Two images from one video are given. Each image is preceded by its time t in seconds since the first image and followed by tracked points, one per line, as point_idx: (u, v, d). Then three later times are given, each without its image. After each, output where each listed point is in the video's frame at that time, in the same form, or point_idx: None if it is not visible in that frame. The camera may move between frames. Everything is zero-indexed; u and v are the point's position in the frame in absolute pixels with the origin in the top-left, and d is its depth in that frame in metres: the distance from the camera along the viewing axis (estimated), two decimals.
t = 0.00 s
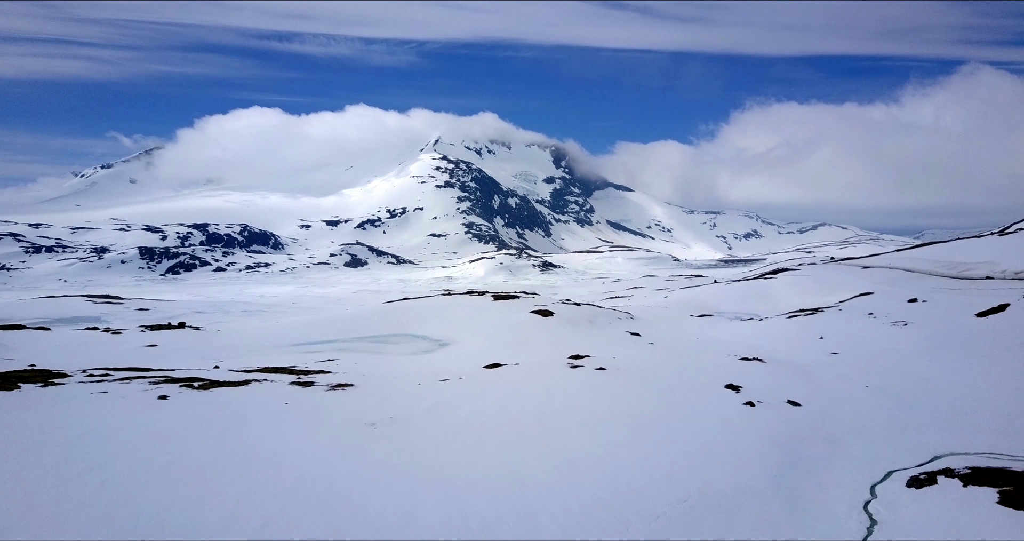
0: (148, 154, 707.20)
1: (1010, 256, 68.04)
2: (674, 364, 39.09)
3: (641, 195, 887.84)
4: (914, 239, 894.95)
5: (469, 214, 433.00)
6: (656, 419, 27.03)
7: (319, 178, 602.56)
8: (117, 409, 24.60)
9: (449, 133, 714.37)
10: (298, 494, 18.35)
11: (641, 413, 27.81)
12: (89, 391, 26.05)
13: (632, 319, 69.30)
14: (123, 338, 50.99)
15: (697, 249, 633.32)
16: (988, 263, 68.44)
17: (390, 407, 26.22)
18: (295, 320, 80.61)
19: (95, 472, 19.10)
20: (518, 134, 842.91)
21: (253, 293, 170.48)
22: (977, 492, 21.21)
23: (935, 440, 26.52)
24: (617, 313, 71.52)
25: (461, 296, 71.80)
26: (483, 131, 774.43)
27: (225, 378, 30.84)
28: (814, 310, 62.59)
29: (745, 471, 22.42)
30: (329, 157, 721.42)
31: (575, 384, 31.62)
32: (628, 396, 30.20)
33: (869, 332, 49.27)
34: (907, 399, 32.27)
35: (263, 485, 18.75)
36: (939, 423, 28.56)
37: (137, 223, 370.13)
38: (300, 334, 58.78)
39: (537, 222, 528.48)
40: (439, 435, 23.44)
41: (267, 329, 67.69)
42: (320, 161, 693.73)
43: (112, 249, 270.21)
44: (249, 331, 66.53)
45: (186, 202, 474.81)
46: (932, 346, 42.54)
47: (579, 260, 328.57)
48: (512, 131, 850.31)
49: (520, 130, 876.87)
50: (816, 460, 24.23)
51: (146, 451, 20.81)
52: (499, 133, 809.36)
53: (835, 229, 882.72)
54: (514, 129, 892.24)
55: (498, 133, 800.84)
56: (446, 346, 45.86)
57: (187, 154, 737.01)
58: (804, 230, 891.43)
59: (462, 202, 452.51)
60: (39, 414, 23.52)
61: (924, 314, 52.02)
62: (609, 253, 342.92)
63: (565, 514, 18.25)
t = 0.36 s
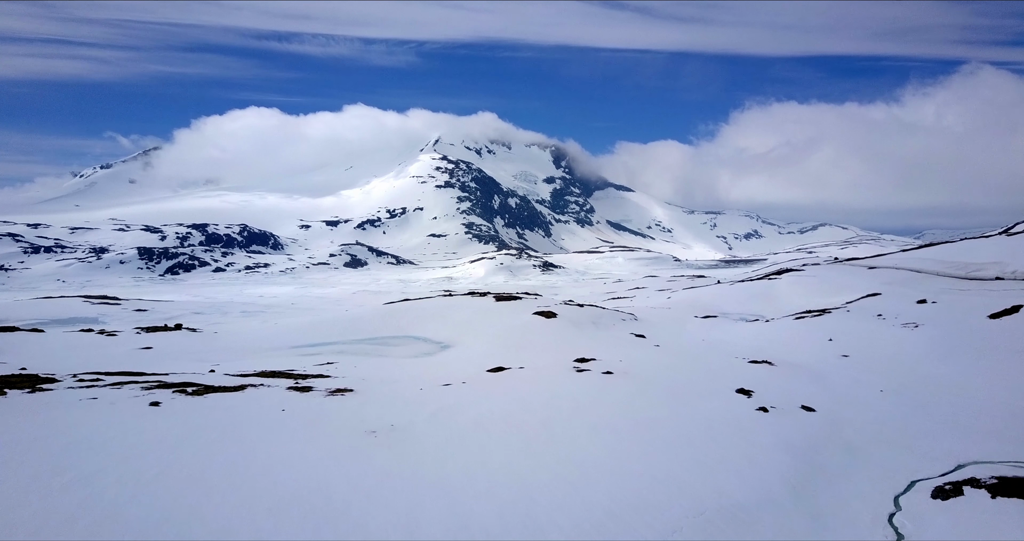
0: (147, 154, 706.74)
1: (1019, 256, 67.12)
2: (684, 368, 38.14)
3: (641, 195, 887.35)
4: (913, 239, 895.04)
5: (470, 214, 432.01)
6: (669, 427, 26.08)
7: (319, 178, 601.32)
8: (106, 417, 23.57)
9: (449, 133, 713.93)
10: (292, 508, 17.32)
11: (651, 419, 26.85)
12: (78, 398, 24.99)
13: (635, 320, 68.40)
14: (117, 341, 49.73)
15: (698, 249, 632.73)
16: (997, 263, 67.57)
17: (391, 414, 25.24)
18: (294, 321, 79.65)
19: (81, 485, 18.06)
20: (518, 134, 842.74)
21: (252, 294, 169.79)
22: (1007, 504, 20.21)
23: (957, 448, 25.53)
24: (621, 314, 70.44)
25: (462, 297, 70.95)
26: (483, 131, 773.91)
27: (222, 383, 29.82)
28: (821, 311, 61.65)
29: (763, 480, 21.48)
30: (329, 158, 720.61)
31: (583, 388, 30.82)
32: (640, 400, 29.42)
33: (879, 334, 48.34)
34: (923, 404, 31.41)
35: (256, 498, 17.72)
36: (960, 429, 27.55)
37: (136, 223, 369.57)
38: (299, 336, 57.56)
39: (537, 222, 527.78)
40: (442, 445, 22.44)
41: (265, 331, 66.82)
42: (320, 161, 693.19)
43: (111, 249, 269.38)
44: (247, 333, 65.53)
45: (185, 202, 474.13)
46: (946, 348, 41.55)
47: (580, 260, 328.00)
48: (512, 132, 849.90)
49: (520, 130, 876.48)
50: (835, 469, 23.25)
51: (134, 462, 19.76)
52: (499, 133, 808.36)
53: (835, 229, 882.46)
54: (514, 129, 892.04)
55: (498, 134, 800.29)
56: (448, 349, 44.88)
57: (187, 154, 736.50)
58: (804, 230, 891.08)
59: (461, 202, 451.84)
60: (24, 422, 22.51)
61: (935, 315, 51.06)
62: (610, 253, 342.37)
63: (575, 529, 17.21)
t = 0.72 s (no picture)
0: (147, 153, 705.81)
1: None
2: (693, 371, 37.24)
3: (642, 195, 887.11)
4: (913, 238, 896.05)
5: (470, 214, 431.15)
6: (681, 433, 25.22)
7: (319, 178, 600.41)
8: (96, 424, 22.49)
9: (449, 133, 713.43)
10: (291, 523, 16.34)
11: (663, 426, 25.92)
12: (66, 404, 23.91)
13: (640, 321, 67.47)
14: (112, 343, 48.78)
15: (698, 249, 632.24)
16: (1007, 265, 66.64)
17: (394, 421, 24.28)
18: (293, 322, 78.77)
19: (65, 500, 17.00)
20: (518, 134, 842.24)
21: (252, 294, 168.88)
22: None
23: (981, 457, 24.66)
24: (625, 315, 69.42)
25: (464, 298, 69.98)
26: (483, 131, 773.36)
27: (217, 387, 28.77)
28: (829, 312, 60.72)
29: (784, 491, 20.55)
30: (329, 158, 719.85)
31: (591, 392, 29.96)
32: (650, 405, 28.57)
33: (890, 336, 47.43)
34: (942, 410, 30.51)
35: (252, 512, 16.76)
36: (983, 436, 26.69)
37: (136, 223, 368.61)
38: (297, 338, 56.61)
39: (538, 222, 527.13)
40: (447, 454, 21.46)
41: (263, 332, 65.70)
42: (320, 161, 692.52)
43: (110, 249, 268.29)
44: (245, 334, 64.57)
45: (185, 202, 473.24)
46: (961, 350, 40.63)
47: (580, 260, 327.24)
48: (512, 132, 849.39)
49: (520, 130, 876.14)
50: (857, 480, 22.29)
51: (124, 474, 18.69)
52: (499, 133, 807.77)
53: (835, 229, 882.59)
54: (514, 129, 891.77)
55: (498, 134, 799.63)
56: (450, 351, 43.89)
57: (186, 154, 735.63)
58: (805, 230, 891.16)
59: (462, 202, 451.03)
60: (8, 431, 21.38)
61: (946, 316, 50.19)
62: (610, 253, 341.77)
63: None
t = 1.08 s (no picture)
0: (146, 153, 704.97)
1: None
2: (702, 374, 36.43)
3: (642, 195, 885.86)
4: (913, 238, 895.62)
5: (470, 214, 430.27)
6: (695, 440, 24.37)
7: (319, 178, 599.40)
8: (85, 432, 21.53)
9: (450, 133, 712.76)
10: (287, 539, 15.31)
11: (676, 433, 24.92)
12: (55, 412, 22.94)
13: (644, 322, 66.54)
14: (106, 345, 47.78)
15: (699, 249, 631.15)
16: (1017, 266, 65.70)
17: (397, 427, 23.35)
18: (293, 323, 77.88)
19: (48, 515, 15.97)
20: (519, 135, 841.24)
21: (251, 294, 168.01)
22: None
23: (1006, 466, 23.77)
24: (629, 316, 68.42)
25: (465, 298, 68.90)
26: (483, 131, 772.50)
27: (213, 392, 27.80)
28: (836, 314, 59.73)
29: (805, 502, 19.70)
30: (329, 158, 718.85)
31: (600, 396, 29.15)
32: (662, 410, 27.76)
33: (901, 338, 46.53)
34: (961, 415, 29.59)
35: (246, 527, 15.75)
36: (1005, 444, 25.83)
37: (135, 223, 367.74)
38: (296, 339, 55.59)
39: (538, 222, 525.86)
40: (452, 465, 20.39)
41: (262, 333, 64.71)
42: (320, 161, 691.43)
43: (109, 249, 267.35)
44: (243, 336, 63.56)
45: (185, 202, 472.36)
46: (976, 353, 39.74)
47: (581, 260, 326.18)
48: (512, 132, 848.49)
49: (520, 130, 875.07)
50: (880, 490, 21.31)
51: (111, 487, 17.64)
52: (499, 133, 806.78)
53: (836, 230, 881.67)
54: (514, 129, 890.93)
55: (498, 133, 798.68)
56: (452, 353, 42.91)
57: (186, 154, 735.03)
58: (806, 230, 890.13)
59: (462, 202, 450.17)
60: None
61: (958, 318, 49.34)
62: (611, 254, 340.91)
63: None
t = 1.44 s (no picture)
0: (146, 153, 704.13)
1: None
2: (712, 378, 35.61)
3: (643, 195, 885.20)
4: (914, 238, 895.54)
5: (470, 214, 429.53)
6: (711, 446, 23.53)
7: (319, 178, 598.45)
8: (72, 441, 20.54)
9: (450, 133, 712.15)
10: None
11: (691, 440, 23.98)
12: (42, 419, 21.95)
13: (648, 323, 65.71)
14: (99, 348, 46.64)
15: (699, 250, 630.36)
16: None
17: (401, 434, 22.43)
18: (292, 324, 76.80)
19: (30, 529, 14.97)
20: (519, 135, 840.66)
21: (250, 295, 167.20)
22: None
23: None
24: (634, 318, 67.29)
25: (467, 299, 67.94)
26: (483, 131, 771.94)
27: (208, 397, 26.73)
28: (845, 315, 58.82)
29: (830, 514, 18.76)
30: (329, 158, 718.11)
31: (609, 401, 28.31)
32: (675, 416, 26.94)
33: (913, 340, 45.68)
34: (982, 421, 28.71)
35: None
36: None
37: (135, 222, 367.00)
38: (294, 342, 54.32)
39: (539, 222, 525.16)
40: (459, 476, 19.39)
41: (261, 335, 63.75)
42: (320, 161, 690.57)
43: (108, 249, 266.39)
44: (242, 337, 62.62)
45: (184, 202, 471.52)
46: (992, 356, 38.88)
47: (582, 260, 325.35)
48: (512, 132, 848.05)
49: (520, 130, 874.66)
50: (906, 501, 20.39)
51: (98, 499, 16.61)
52: (499, 133, 805.70)
53: (837, 230, 881.51)
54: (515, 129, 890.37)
55: (499, 134, 798.15)
56: (455, 357, 41.78)
57: (186, 154, 734.52)
58: (807, 230, 889.70)
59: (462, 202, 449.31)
60: None
61: (969, 319, 48.53)
62: (612, 254, 340.23)
63: None
